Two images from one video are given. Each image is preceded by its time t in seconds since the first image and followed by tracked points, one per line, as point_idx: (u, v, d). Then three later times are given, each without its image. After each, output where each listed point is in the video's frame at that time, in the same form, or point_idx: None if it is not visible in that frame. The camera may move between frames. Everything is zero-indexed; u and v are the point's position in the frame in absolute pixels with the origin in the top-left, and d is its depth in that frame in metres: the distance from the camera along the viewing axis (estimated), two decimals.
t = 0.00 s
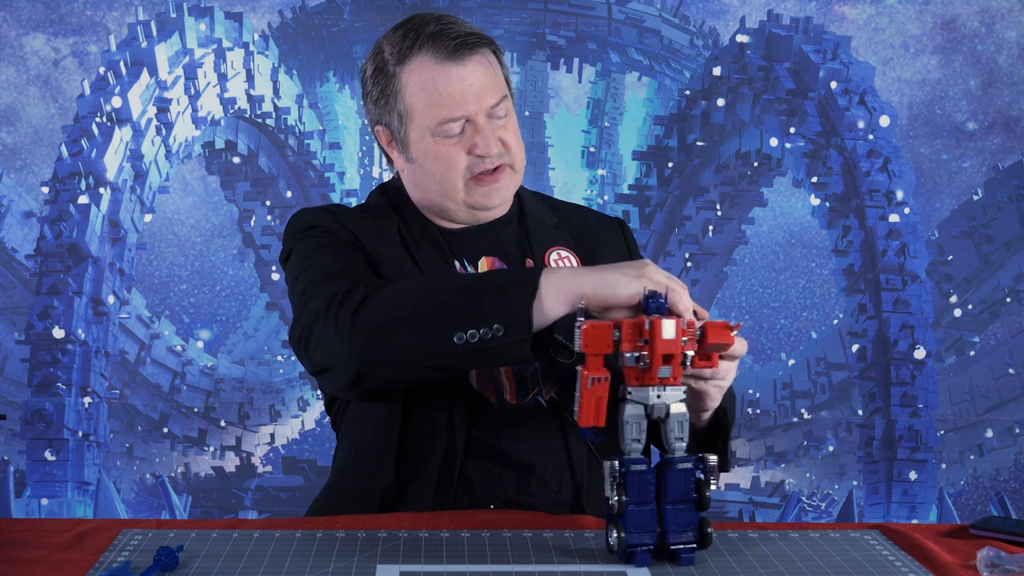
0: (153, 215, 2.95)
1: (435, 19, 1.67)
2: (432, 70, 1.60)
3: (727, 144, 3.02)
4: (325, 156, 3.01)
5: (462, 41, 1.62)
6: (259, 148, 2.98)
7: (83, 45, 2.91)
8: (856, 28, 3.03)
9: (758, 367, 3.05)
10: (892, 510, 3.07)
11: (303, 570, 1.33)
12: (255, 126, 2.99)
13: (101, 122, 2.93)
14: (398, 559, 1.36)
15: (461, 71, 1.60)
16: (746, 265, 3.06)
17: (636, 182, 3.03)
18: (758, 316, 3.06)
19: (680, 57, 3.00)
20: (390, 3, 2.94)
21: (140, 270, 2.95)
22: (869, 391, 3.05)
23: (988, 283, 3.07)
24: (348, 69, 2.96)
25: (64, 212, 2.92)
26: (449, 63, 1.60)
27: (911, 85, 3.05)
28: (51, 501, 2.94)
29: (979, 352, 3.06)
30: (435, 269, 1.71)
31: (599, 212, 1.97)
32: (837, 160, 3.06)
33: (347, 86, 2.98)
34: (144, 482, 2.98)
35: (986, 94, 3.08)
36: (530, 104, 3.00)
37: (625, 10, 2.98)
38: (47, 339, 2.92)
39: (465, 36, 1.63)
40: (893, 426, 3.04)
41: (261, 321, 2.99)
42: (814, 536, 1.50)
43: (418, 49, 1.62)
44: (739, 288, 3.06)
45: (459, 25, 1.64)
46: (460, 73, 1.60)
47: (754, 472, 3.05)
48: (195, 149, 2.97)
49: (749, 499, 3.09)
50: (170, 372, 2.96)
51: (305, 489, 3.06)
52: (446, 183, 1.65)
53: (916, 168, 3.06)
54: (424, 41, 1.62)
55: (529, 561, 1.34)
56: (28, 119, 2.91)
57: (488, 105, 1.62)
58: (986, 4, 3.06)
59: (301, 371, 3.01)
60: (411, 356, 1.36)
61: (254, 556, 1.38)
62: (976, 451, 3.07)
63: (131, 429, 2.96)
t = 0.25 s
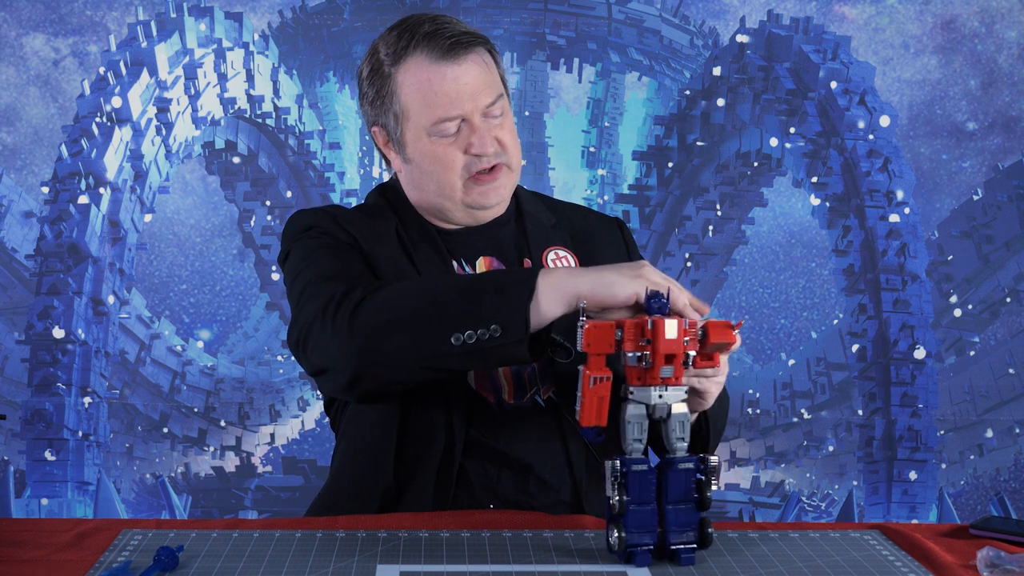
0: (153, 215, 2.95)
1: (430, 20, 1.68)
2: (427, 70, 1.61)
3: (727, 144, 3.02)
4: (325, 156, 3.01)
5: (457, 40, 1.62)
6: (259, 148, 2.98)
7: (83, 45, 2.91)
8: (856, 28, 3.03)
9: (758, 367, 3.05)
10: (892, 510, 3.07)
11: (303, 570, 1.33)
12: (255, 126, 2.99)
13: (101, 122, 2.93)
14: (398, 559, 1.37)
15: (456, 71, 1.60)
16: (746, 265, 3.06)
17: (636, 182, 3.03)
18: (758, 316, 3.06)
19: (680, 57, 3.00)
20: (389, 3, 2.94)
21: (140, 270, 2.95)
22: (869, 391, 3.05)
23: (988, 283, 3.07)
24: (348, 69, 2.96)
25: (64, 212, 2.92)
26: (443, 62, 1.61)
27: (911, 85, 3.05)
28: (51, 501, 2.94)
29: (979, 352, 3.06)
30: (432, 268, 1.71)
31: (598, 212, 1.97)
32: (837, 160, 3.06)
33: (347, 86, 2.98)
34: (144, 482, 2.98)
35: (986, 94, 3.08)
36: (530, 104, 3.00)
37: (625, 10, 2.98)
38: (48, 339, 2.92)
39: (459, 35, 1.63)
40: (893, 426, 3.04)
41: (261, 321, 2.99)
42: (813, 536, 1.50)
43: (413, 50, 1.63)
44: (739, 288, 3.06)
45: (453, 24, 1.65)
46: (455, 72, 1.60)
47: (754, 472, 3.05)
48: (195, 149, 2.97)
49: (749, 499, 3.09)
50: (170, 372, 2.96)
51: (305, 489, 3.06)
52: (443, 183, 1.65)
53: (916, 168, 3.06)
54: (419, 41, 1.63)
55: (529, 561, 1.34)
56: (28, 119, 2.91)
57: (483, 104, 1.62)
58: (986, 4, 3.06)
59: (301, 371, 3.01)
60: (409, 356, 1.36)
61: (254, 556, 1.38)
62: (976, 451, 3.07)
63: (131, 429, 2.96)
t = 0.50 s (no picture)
0: (153, 215, 2.96)
1: (432, 17, 1.68)
2: (430, 66, 1.62)
3: (727, 144, 3.02)
4: (325, 156, 3.01)
5: (460, 37, 1.63)
6: (260, 148, 2.98)
7: (83, 45, 2.91)
8: (856, 28, 3.03)
9: (758, 367, 3.05)
10: (892, 510, 3.07)
11: (303, 570, 1.33)
12: (255, 126, 2.99)
13: (101, 122, 2.93)
14: (398, 559, 1.37)
15: (458, 68, 1.61)
16: (746, 265, 3.06)
17: (636, 182, 3.03)
18: (758, 316, 3.06)
19: (680, 57, 3.00)
20: (389, 3, 2.95)
21: (140, 270, 2.95)
22: (869, 391, 3.04)
23: (988, 283, 3.07)
24: (348, 69, 2.96)
25: (64, 212, 2.92)
26: (446, 59, 1.61)
27: (911, 85, 3.05)
28: (51, 501, 2.94)
29: (979, 352, 3.06)
30: (420, 274, 1.70)
31: (597, 214, 1.99)
32: (837, 160, 3.06)
33: (347, 86, 2.98)
34: (144, 482, 2.98)
35: (986, 94, 3.08)
36: (530, 104, 3.00)
37: (625, 10, 2.98)
38: (47, 339, 2.92)
39: (462, 33, 1.64)
40: (894, 426, 3.04)
41: (261, 321, 2.99)
42: (813, 536, 1.50)
43: (415, 46, 1.63)
44: (739, 288, 3.06)
45: (455, 22, 1.66)
46: (457, 69, 1.61)
47: (754, 472, 3.05)
48: (195, 149, 2.97)
49: (749, 499, 3.09)
50: (170, 372, 2.96)
51: (305, 489, 3.05)
52: (446, 182, 1.66)
53: (916, 168, 3.06)
54: (422, 38, 1.63)
55: (529, 561, 1.34)
56: (28, 119, 2.91)
57: (485, 102, 1.63)
58: (986, 4, 3.06)
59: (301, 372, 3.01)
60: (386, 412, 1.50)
61: (255, 556, 1.38)
62: (976, 451, 3.07)
63: (131, 429, 2.96)
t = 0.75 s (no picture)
0: (153, 215, 2.96)
1: (427, 17, 1.70)
2: (418, 64, 1.63)
3: (727, 144, 3.02)
4: (325, 156, 3.01)
5: (450, 36, 1.64)
6: (259, 148, 2.98)
7: (83, 45, 2.91)
8: (856, 28, 3.03)
9: (758, 367, 3.06)
10: (892, 510, 3.07)
11: (303, 570, 1.33)
12: (255, 126, 2.99)
13: (101, 122, 2.93)
14: (398, 559, 1.37)
15: (446, 65, 1.62)
16: (746, 266, 3.06)
17: (636, 182, 3.03)
18: (758, 316, 3.06)
19: (680, 57, 3.00)
20: (390, 3, 2.94)
21: (140, 270, 2.96)
22: (869, 391, 3.04)
23: (988, 283, 3.07)
24: (348, 69, 2.96)
25: (64, 212, 2.92)
26: (434, 57, 1.63)
27: (911, 85, 3.05)
28: (51, 501, 2.94)
29: (979, 352, 3.06)
30: (410, 286, 1.74)
31: (597, 212, 1.98)
32: (837, 160, 3.06)
33: (347, 86, 2.98)
34: (144, 482, 2.98)
35: (986, 94, 3.08)
36: (530, 104, 3.00)
37: (625, 10, 2.98)
38: (47, 339, 2.92)
39: (453, 33, 1.65)
40: (893, 426, 3.04)
41: (261, 321, 2.99)
42: (813, 536, 1.50)
43: (406, 44, 1.66)
44: (739, 288, 3.06)
45: (448, 21, 1.67)
46: (446, 67, 1.62)
47: (754, 472, 3.05)
48: (195, 149, 2.97)
49: (749, 499, 3.09)
50: (170, 372, 2.96)
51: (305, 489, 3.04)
52: (433, 180, 1.67)
53: (916, 168, 3.06)
54: (413, 36, 1.66)
55: (529, 561, 1.35)
56: (28, 119, 2.91)
57: (473, 101, 1.63)
58: (986, 4, 3.06)
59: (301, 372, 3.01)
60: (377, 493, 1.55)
61: (255, 556, 1.38)
62: (976, 451, 3.07)
63: (131, 429, 2.96)
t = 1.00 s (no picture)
0: (153, 215, 2.96)
1: (426, 17, 1.76)
2: (412, 60, 1.69)
3: (727, 144, 3.02)
4: (325, 156, 3.01)
5: (446, 35, 1.70)
6: (259, 148, 2.98)
7: (83, 45, 2.91)
8: (856, 28, 3.03)
9: (758, 367, 3.06)
10: (892, 510, 3.07)
11: (303, 570, 1.33)
12: (255, 126, 2.99)
13: (101, 122, 2.93)
14: (398, 559, 1.37)
15: (439, 63, 1.68)
16: (746, 266, 3.06)
17: (636, 182, 3.03)
18: (758, 316, 3.07)
19: (680, 57, 3.00)
20: (390, 3, 2.95)
21: (140, 270, 2.96)
22: (869, 391, 3.04)
23: (988, 283, 3.07)
24: (348, 69, 2.96)
25: (64, 212, 2.92)
26: (428, 54, 1.69)
27: (911, 85, 3.05)
28: (51, 501, 2.94)
29: (979, 352, 3.06)
30: (404, 287, 1.75)
31: (602, 212, 1.98)
32: (837, 160, 3.06)
33: (347, 85, 2.98)
34: (144, 482, 2.98)
35: (986, 94, 3.08)
36: (529, 104, 3.01)
37: (625, 10, 2.98)
38: (47, 339, 2.92)
39: (449, 32, 1.71)
40: (894, 426, 3.04)
41: (261, 321, 3.00)
42: (814, 536, 1.50)
43: (403, 41, 1.72)
44: (739, 288, 3.06)
45: (446, 21, 1.73)
46: (438, 64, 1.68)
47: (754, 472, 3.05)
48: (195, 149, 2.97)
49: (749, 499, 3.09)
50: (170, 372, 2.96)
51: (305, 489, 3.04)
52: (424, 175, 1.72)
53: (916, 168, 3.06)
54: (410, 35, 1.72)
55: (529, 561, 1.35)
56: (28, 119, 2.91)
57: (464, 98, 1.68)
58: (986, 4, 3.06)
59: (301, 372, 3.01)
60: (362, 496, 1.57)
61: (255, 556, 1.38)
62: (976, 451, 3.07)
63: (131, 429, 2.96)
